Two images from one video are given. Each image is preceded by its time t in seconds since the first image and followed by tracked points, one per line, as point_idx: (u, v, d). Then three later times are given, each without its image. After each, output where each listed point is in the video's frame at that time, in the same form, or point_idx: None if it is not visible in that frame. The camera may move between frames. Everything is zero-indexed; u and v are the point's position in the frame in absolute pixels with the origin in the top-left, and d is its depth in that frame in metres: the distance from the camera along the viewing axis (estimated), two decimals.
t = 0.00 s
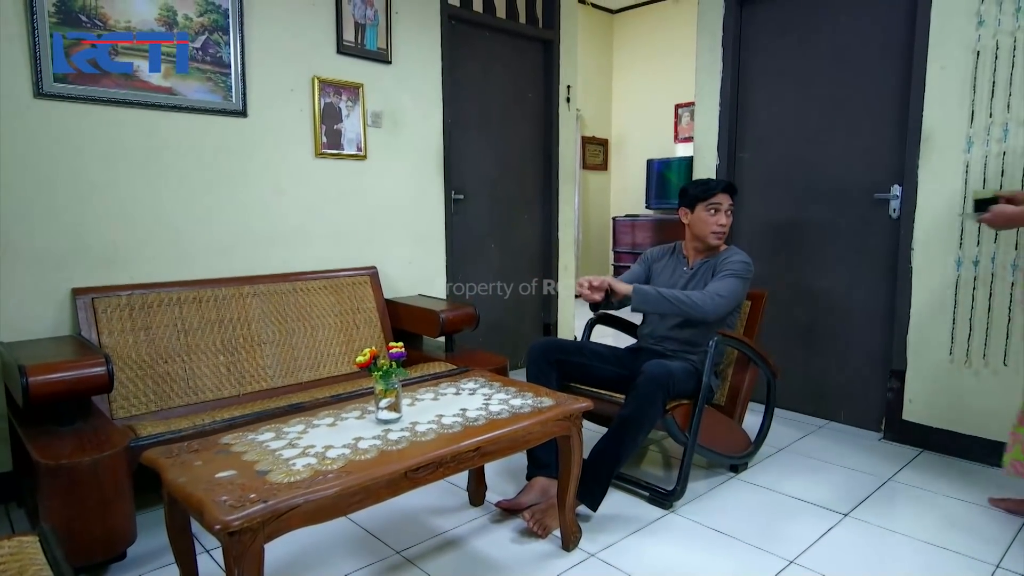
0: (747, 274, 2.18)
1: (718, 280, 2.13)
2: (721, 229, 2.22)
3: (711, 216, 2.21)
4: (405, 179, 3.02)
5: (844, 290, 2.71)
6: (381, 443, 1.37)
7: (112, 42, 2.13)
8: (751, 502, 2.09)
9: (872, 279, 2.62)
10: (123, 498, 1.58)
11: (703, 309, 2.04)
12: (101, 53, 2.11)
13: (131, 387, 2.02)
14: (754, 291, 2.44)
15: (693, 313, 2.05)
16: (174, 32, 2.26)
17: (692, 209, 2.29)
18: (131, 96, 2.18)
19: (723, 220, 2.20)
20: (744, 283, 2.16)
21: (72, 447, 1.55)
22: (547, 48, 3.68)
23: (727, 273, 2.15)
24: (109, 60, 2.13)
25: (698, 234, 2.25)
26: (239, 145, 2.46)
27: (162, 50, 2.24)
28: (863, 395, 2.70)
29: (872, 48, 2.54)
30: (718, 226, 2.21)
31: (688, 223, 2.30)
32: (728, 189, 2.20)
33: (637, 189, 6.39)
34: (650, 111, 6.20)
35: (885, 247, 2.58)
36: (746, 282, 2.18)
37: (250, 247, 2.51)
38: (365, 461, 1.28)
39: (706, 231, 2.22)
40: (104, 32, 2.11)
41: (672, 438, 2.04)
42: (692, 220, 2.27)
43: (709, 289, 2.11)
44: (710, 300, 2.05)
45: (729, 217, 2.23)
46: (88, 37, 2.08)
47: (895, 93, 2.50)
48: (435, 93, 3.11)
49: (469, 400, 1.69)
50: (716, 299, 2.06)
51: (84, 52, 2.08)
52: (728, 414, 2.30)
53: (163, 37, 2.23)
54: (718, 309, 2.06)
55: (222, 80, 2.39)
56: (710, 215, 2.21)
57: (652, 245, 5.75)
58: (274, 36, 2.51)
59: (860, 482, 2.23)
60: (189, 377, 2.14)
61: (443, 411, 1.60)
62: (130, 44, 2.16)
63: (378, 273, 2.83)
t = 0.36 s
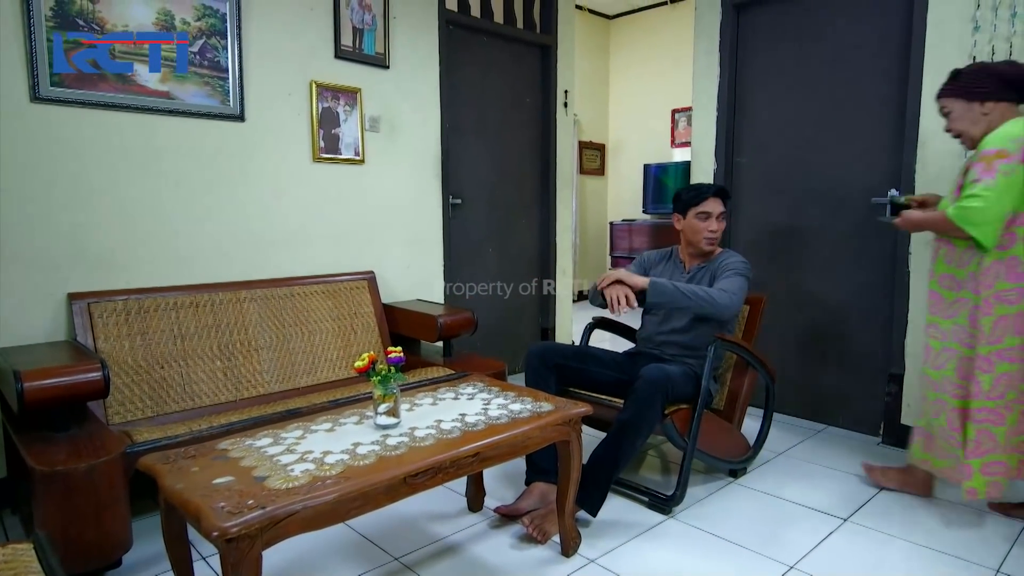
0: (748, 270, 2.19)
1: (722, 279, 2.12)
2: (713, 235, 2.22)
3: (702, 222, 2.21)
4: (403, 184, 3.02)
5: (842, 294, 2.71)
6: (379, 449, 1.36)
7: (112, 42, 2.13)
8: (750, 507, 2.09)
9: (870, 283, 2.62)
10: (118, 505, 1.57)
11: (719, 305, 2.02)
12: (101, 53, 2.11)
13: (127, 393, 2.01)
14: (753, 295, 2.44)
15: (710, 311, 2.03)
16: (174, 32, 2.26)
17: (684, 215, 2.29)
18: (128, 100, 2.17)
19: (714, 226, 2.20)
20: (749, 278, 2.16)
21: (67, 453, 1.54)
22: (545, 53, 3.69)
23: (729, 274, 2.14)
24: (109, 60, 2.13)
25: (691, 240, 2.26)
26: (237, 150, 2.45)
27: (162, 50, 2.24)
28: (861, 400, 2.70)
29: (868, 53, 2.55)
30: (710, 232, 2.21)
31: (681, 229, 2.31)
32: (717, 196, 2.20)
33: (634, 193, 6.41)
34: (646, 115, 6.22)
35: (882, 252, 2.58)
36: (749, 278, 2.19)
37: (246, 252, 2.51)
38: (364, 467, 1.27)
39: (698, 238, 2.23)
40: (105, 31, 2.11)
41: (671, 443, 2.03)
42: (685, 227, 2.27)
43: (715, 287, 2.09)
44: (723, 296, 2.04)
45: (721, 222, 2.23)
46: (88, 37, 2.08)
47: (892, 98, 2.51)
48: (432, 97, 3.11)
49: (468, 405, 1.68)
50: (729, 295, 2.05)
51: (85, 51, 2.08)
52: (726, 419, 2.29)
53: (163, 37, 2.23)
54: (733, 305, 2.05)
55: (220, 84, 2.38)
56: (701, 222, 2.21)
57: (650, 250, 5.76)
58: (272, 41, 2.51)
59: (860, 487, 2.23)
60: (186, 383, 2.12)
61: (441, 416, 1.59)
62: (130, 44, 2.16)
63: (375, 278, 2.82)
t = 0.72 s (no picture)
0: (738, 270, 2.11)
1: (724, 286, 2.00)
2: (663, 263, 2.12)
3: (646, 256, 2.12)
4: (402, 189, 3.01)
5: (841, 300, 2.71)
6: (379, 456, 1.35)
7: (112, 42, 2.12)
8: (751, 514, 2.07)
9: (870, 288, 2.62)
10: (115, 513, 1.55)
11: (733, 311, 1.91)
12: (101, 53, 2.10)
13: (124, 399, 1.99)
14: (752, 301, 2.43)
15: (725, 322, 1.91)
16: (175, 31, 2.25)
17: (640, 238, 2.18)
18: (125, 105, 2.17)
19: (658, 262, 2.10)
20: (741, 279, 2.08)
21: (64, 460, 1.52)
22: (544, 58, 3.70)
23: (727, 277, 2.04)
24: (110, 60, 2.12)
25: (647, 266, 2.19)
26: (235, 155, 2.44)
27: (162, 50, 2.23)
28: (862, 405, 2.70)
29: (867, 59, 2.56)
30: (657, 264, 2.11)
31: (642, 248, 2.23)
32: (659, 227, 2.04)
33: (633, 198, 6.41)
34: (645, 121, 6.23)
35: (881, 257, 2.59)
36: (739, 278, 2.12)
37: (244, 257, 2.49)
38: (364, 474, 1.26)
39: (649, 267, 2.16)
40: (105, 30, 2.11)
41: (672, 449, 2.02)
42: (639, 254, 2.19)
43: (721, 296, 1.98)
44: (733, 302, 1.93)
45: (669, 251, 2.08)
46: (88, 37, 2.07)
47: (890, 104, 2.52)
48: (431, 102, 3.10)
49: (468, 411, 1.67)
50: (738, 299, 1.95)
51: (85, 51, 2.07)
52: (727, 425, 2.28)
53: (163, 37, 2.23)
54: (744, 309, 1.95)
55: (219, 89, 2.38)
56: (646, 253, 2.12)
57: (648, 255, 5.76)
58: (271, 46, 2.51)
59: (861, 494, 2.22)
60: (183, 389, 2.11)
61: (441, 423, 1.58)
62: (130, 44, 2.16)
63: (374, 284, 2.81)
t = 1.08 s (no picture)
0: (710, 288, 2.03)
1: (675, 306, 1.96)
2: (630, 277, 2.07)
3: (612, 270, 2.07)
4: (397, 192, 3.00)
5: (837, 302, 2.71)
6: (378, 460, 1.34)
7: (112, 42, 2.11)
8: (750, 518, 2.07)
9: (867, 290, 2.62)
10: (109, 520, 1.53)
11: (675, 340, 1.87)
12: (101, 53, 2.10)
13: (117, 404, 1.97)
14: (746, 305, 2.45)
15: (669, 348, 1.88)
16: (175, 32, 2.25)
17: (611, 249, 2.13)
18: (119, 105, 2.14)
19: (625, 274, 2.05)
20: (711, 301, 2.01)
21: (56, 466, 1.50)
22: (539, 60, 3.69)
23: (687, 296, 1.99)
24: (110, 60, 2.12)
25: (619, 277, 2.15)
26: (230, 157, 2.42)
27: (162, 50, 2.23)
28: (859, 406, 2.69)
29: (863, 62, 2.56)
30: (623, 278, 2.07)
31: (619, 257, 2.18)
32: (620, 244, 1.97)
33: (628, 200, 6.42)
34: (640, 123, 6.24)
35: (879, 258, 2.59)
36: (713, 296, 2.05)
37: (239, 260, 2.47)
38: (362, 479, 1.24)
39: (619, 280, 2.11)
40: (105, 31, 2.10)
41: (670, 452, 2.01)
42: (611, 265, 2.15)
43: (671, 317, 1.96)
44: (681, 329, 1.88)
45: (632, 266, 2.02)
46: (88, 37, 2.07)
47: (886, 107, 2.52)
48: (427, 104, 3.09)
49: (467, 415, 1.66)
50: (687, 326, 1.89)
51: (85, 51, 2.06)
52: (725, 428, 2.27)
53: (163, 37, 2.22)
54: (692, 337, 1.90)
55: (214, 91, 2.36)
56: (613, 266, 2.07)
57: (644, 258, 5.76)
58: (266, 47, 2.49)
59: (860, 497, 2.21)
60: (178, 393, 2.09)
61: (440, 426, 1.56)
62: (130, 44, 2.15)
63: (370, 286, 2.80)
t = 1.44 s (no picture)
0: (716, 273, 2.01)
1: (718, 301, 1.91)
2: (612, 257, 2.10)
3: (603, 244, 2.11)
4: (394, 192, 2.98)
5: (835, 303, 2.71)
6: (377, 463, 1.32)
7: (113, 42, 2.10)
8: (749, 520, 2.06)
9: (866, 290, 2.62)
10: (104, 525, 1.51)
11: (735, 331, 1.81)
12: (100, 53, 2.08)
13: (111, 406, 1.95)
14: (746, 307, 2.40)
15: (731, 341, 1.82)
16: (175, 32, 2.24)
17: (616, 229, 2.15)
18: (113, 104, 2.12)
19: (610, 255, 2.08)
20: (723, 284, 1.99)
21: (50, 469, 1.47)
22: (536, 60, 3.68)
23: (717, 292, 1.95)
24: (110, 60, 2.10)
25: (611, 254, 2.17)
26: (226, 156, 2.40)
27: (162, 50, 2.21)
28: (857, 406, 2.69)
29: (861, 62, 2.56)
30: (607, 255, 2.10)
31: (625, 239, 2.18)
32: (609, 223, 2.01)
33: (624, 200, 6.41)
34: (637, 123, 6.24)
35: (876, 257, 2.58)
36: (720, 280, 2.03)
37: (235, 260, 2.45)
38: (361, 482, 1.23)
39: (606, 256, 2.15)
40: (105, 31, 2.09)
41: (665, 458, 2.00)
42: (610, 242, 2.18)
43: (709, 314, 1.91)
44: (730, 318, 1.82)
45: (615, 247, 2.04)
46: (88, 37, 2.05)
47: (884, 107, 2.52)
48: (424, 103, 3.08)
49: (466, 416, 1.65)
50: (735, 314, 1.84)
51: (85, 51, 2.05)
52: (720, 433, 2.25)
53: (164, 37, 2.21)
54: (745, 323, 1.85)
55: (209, 89, 2.33)
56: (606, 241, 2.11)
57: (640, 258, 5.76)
58: (262, 46, 2.47)
59: (860, 497, 2.21)
60: (173, 395, 2.06)
61: (439, 428, 1.55)
62: (130, 44, 2.14)
63: (366, 287, 2.78)
